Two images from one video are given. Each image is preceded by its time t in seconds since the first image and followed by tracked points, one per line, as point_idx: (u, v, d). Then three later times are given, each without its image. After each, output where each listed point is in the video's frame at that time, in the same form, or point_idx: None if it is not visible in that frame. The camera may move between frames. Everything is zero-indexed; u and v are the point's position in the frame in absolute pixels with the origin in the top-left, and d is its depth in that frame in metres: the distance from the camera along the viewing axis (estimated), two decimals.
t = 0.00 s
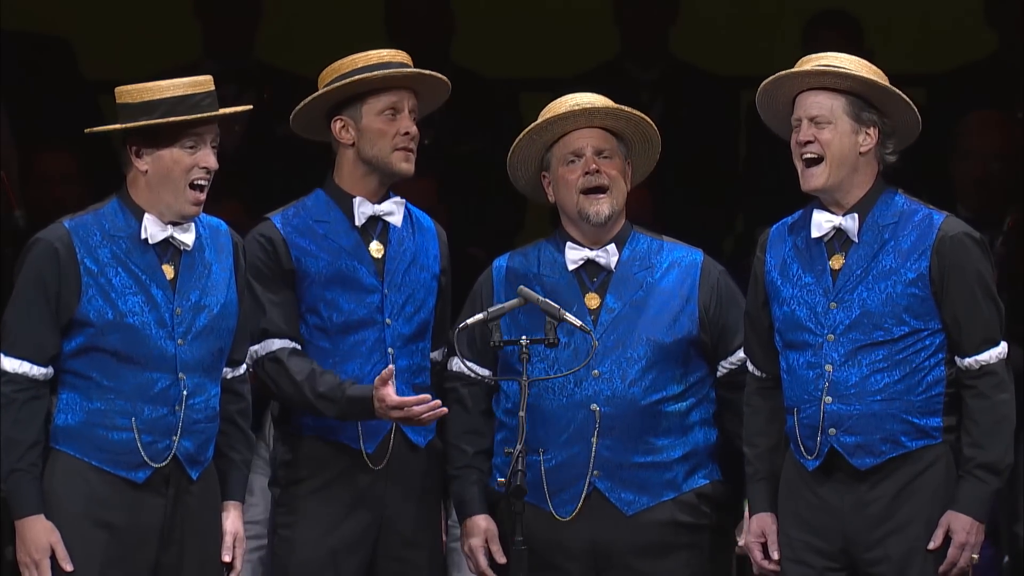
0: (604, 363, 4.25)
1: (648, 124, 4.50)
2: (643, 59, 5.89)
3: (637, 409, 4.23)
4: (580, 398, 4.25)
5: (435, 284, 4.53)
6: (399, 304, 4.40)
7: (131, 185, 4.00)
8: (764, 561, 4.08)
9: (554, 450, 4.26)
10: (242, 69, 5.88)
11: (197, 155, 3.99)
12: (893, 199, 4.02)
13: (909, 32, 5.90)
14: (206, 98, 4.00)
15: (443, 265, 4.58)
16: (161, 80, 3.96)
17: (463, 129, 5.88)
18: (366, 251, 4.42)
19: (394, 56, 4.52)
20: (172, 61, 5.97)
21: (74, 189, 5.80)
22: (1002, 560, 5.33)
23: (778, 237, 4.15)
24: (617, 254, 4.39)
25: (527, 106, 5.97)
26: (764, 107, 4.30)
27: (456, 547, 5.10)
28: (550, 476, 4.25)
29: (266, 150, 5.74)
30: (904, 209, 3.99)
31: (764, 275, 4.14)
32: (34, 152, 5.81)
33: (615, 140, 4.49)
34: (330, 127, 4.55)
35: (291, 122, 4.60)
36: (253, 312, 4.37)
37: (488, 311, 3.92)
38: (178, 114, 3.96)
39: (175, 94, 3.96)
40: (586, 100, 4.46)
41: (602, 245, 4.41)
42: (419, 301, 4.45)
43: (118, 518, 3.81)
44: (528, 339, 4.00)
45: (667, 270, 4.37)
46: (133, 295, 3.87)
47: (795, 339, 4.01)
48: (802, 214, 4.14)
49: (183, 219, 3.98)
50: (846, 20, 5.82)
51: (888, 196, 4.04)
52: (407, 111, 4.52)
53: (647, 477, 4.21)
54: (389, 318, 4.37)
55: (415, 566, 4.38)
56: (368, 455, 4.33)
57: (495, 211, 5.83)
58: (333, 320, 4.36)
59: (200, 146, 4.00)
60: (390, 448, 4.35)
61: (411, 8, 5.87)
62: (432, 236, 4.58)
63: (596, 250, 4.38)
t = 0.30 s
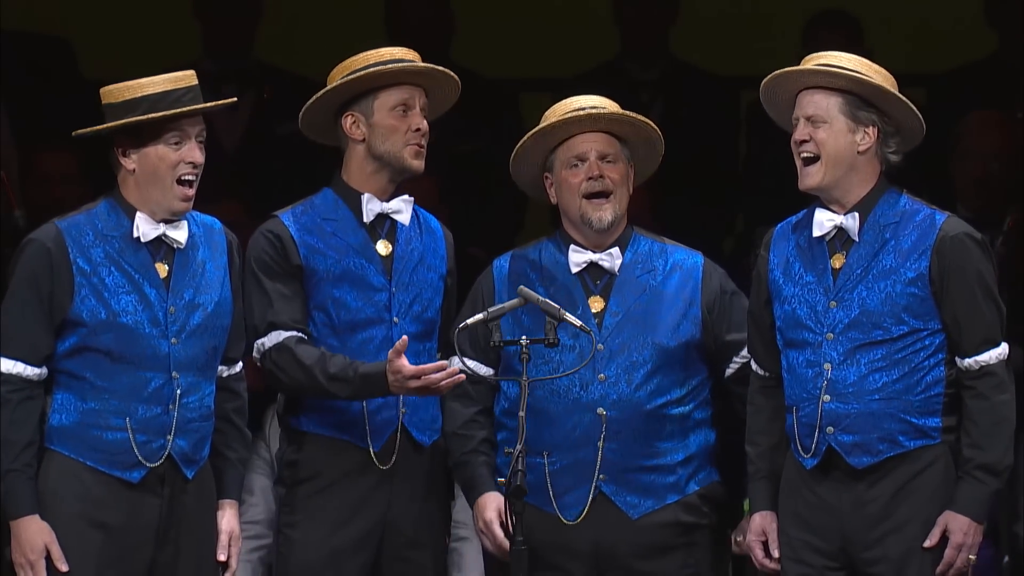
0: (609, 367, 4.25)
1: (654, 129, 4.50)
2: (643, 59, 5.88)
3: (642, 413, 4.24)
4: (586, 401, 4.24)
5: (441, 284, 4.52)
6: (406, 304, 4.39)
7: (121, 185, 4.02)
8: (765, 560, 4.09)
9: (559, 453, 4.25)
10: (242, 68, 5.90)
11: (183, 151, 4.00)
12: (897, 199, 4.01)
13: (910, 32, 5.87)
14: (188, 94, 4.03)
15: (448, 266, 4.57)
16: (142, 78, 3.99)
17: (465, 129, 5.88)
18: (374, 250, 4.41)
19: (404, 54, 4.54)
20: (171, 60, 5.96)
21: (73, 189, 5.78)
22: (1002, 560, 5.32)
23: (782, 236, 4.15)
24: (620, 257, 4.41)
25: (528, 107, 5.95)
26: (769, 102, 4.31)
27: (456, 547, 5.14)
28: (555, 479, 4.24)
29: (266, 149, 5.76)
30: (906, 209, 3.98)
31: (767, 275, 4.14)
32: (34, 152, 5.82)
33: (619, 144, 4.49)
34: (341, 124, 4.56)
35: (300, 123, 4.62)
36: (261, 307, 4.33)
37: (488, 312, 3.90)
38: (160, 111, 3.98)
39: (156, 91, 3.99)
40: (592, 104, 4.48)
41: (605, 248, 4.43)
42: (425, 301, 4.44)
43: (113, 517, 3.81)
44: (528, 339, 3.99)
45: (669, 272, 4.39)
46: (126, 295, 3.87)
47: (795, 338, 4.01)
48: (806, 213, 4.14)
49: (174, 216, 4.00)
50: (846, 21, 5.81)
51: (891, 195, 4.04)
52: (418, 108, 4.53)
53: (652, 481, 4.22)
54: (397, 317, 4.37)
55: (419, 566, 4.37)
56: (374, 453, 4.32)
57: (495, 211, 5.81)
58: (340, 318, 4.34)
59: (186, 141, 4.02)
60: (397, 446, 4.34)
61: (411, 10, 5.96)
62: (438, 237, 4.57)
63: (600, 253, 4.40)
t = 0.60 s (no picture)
0: (628, 366, 4.33)
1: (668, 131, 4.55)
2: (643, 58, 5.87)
3: (663, 410, 4.31)
4: (607, 401, 4.32)
5: (445, 285, 4.54)
6: (410, 303, 4.40)
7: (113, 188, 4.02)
8: (765, 556, 4.11)
9: (581, 454, 4.33)
10: (242, 68, 5.91)
11: (171, 150, 4.01)
12: (897, 197, 4.00)
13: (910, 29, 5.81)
14: (172, 93, 4.03)
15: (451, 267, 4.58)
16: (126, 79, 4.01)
17: (466, 129, 5.89)
18: (378, 248, 4.40)
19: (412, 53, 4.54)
20: (171, 60, 5.96)
21: (75, 189, 5.80)
22: (1002, 560, 5.33)
23: (787, 235, 4.18)
24: (636, 256, 4.47)
25: (528, 107, 5.92)
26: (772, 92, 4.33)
27: (456, 548, 5.17)
28: (576, 479, 4.33)
29: (267, 148, 5.77)
30: (905, 208, 3.98)
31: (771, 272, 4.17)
32: (33, 151, 5.82)
33: (635, 149, 4.56)
34: (348, 120, 4.55)
35: (305, 120, 4.63)
36: (263, 303, 4.31)
37: (487, 311, 3.87)
38: (146, 111, 3.98)
39: (140, 91, 4.00)
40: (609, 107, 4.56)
41: (621, 248, 4.49)
42: (428, 302, 4.44)
43: (108, 518, 3.81)
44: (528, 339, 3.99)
45: (686, 268, 4.46)
46: (122, 295, 3.88)
47: (792, 335, 4.04)
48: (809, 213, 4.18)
49: (167, 215, 4.00)
50: (847, 20, 5.81)
51: (890, 193, 4.04)
52: (425, 108, 4.53)
53: (674, 479, 4.29)
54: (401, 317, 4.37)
55: (418, 566, 4.37)
56: (375, 452, 4.30)
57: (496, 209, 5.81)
58: (344, 317, 4.34)
59: (174, 140, 4.02)
60: (396, 449, 4.32)
61: (412, 9, 5.95)
62: (441, 239, 4.58)
63: (616, 253, 4.46)
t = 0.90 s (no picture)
0: (665, 366, 4.37)
1: (688, 143, 4.53)
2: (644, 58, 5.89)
3: (703, 408, 4.35)
4: (648, 401, 4.35)
5: (445, 286, 4.55)
6: (411, 303, 4.40)
7: (109, 188, 4.04)
8: (761, 549, 4.12)
9: (624, 455, 4.36)
10: (242, 69, 5.91)
11: (169, 153, 4.02)
12: (894, 196, 3.98)
13: (910, 29, 5.80)
14: (170, 96, 4.04)
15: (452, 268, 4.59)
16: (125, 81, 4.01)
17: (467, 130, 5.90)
18: (380, 248, 4.41)
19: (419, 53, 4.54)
20: (170, 60, 5.96)
21: (78, 190, 5.75)
22: (1002, 560, 5.38)
23: (794, 235, 4.20)
24: (666, 258, 4.50)
25: (529, 107, 5.91)
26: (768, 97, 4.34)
27: (456, 547, 5.27)
28: (622, 481, 4.36)
29: (268, 149, 5.78)
30: (900, 207, 3.95)
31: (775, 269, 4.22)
32: (32, 151, 5.81)
33: (653, 161, 4.53)
34: (352, 118, 4.55)
35: (311, 121, 4.65)
36: (262, 302, 4.29)
37: (488, 310, 3.91)
38: (144, 114, 3.99)
39: (139, 94, 4.00)
40: (622, 122, 4.53)
41: (653, 250, 4.51)
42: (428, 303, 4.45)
43: (108, 519, 3.82)
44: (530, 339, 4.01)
45: (719, 263, 4.52)
46: (121, 297, 3.88)
47: (786, 334, 4.07)
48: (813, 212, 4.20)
49: (163, 215, 4.02)
50: (847, 20, 5.79)
51: (887, 191, 4.02)
52: (428, 108, 4.54)
53: (721, 477, 4.33)
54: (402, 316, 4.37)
55: (418, 566, 4.37)
56: (376, 451, 4.30)
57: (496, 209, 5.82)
58: (345, 316, 4.33)
59: (171, 144, 4.03)
60: (397, 446, 4.33)
61: (408, 10, 5.91)
62: (443, 244, 4.58)
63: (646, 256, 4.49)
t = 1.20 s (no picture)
0: (678, 374, 4.37)
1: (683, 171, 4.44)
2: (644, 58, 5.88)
3: (716, 415, 4.37)
4: (661, 408, 4.37)
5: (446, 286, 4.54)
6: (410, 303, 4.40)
7: (111, 188, 4.00)
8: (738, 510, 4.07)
9: (640, 462, 4.39)
10: (242, 70, 5.92)
11: (180, 152, 4.03)
12: (884, 194, 3.97)
13: (910, 29, 5.79)
14: (179, 94, 4.06)
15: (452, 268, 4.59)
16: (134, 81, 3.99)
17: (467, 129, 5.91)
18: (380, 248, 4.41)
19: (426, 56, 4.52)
20: (170, 60, 5.95)
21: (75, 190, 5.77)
22: (1002, 560, 5.37)
23: (786, 237, 4.21)
24: (674, 266, 4.49)
25: (528, 106, 5.91)
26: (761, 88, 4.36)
27: (457, 547, 5.29)
28: (638, 487, 4.38)
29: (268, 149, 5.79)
30: (889, 204, 3.95)
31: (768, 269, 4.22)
32: (33, 152, 5.82)
33: (640, 187, 4.46)
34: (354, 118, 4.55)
35: (317, 118, 4.64)
36: (257, 304, 4.30)
37: (488, 311, 3.92)
38: (158, 113, 4.00)
39: (151, 92, 4.00)
40: (617, 146, 4.48)
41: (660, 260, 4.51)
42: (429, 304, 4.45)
43: (112, 517, 3.82)
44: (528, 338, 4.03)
45: (732, 267, 4.51)
46: (122, 294, 3.88)
47: (781, 335, 4.07)
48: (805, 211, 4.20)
49: (173, 212, 4.03)
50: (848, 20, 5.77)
51: (878, 189, 4.02)
52: (430, 110, 4.52)
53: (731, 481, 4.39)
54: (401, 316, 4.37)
55: (418, 566, 4.38)
56: (376, 451, 4.31)
57: (497, 209, 5.83)
58: (345, 316, 4.34)
59: (181, 142, 4.05)
60: (397, 446, 4.33)
61: (409, 11, 5.90)
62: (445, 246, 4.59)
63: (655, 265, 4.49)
